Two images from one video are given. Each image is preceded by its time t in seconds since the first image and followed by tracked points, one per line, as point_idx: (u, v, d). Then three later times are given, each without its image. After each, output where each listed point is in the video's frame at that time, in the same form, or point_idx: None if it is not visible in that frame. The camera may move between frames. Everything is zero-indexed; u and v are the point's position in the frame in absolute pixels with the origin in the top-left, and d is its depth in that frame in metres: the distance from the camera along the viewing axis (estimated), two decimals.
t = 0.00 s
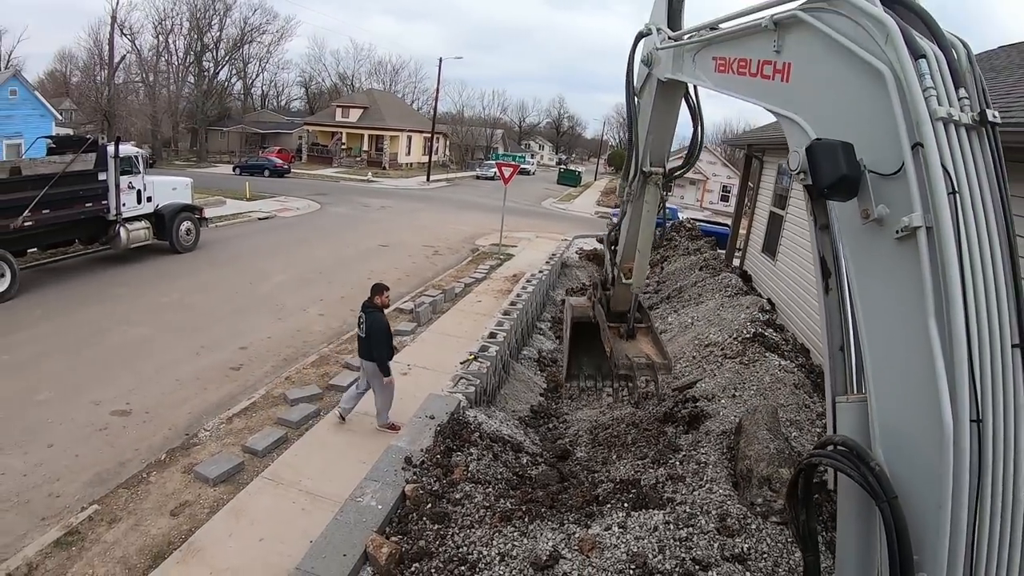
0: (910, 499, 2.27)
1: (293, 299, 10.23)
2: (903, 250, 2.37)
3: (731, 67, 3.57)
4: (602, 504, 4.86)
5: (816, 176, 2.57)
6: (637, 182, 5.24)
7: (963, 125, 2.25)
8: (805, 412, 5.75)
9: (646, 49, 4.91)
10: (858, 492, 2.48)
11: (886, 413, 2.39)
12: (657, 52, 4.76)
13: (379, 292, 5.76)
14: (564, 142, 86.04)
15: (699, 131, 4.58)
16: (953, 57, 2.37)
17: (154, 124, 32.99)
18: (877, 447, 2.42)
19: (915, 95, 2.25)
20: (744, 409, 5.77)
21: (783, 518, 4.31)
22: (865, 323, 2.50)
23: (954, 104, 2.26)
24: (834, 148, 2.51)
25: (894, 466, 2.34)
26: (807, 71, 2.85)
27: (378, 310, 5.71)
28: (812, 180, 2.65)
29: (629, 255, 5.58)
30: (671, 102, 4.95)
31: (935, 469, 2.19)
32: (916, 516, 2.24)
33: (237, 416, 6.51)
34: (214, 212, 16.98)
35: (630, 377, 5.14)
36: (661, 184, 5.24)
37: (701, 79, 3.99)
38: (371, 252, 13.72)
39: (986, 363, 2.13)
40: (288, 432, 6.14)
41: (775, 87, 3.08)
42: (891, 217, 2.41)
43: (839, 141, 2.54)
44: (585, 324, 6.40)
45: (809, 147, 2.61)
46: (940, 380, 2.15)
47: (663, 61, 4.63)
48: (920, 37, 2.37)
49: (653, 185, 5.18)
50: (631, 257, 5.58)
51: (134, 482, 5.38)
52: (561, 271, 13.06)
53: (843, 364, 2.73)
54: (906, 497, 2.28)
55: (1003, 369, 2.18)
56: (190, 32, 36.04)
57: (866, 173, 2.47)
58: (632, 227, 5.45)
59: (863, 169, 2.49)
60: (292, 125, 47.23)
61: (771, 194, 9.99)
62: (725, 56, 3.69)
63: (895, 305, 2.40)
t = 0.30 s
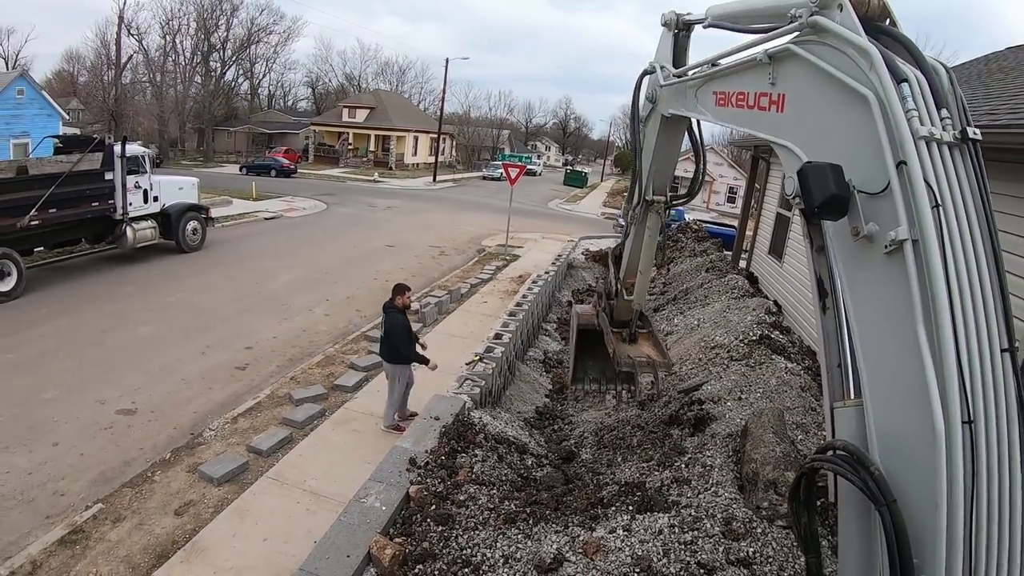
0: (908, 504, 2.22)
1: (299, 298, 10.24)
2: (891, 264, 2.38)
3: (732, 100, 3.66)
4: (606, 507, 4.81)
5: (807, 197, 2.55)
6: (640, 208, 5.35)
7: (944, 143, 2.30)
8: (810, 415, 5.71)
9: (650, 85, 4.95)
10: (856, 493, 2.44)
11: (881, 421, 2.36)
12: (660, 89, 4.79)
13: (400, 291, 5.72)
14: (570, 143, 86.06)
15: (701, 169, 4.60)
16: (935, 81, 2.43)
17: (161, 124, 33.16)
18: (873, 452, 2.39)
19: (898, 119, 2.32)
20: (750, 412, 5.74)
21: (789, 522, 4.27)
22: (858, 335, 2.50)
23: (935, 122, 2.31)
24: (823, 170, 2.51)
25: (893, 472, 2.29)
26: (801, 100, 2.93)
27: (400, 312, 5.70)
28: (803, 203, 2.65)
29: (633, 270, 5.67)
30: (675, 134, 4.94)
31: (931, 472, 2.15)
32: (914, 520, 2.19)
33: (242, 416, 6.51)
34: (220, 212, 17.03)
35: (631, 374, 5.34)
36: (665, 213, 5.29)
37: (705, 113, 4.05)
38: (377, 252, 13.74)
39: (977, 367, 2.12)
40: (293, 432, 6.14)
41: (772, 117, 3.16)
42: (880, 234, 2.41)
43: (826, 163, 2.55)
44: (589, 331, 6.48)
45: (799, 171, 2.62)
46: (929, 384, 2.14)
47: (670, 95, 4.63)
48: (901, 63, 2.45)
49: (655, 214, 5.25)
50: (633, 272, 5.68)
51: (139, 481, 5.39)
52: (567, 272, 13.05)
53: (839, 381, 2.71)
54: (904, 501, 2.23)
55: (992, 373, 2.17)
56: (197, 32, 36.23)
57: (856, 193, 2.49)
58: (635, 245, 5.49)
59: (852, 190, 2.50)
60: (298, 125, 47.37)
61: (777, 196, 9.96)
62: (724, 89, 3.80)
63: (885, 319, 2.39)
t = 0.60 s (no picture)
0: (900, 505, 2.19)
1: (303, 298, 10.27)
2: (874, 274, 2.40)
3: (723, 131, 3.77)
4: (611, 507, 4.82)
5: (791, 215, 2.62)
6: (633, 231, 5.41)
7: (921, 159, 2.33)
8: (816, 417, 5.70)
9: (645, 119, 5.04)
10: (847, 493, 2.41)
11: (869, 426, 2.36)
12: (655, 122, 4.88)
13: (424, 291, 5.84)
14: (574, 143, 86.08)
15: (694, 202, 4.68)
16: (910, 102, 2.49)
17: (166, 124, 33.28)
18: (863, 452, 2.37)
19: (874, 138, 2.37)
20: (754, 413, 5.73)
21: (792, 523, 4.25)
22: (846, 343, 2.52)
23: (911, 140, 2.34)
24: (805, 190, 2.58)
25: (885, 473, 2.27)
26: (787, 126, 3.02)
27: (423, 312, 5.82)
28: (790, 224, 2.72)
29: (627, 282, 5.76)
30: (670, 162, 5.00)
31: (919, 471, 2.13)
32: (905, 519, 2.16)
33: (246, 415, 6.53)
34: (225, 212, 17.08)
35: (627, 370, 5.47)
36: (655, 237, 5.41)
37: (699, 143, 4.15)
38: (381, 252, 13.77)
39: (957, 366, 2.12)
40: (297, 432, 6.15)
41: (761, 144, 3.27)
42: (861, 248, 2.45)
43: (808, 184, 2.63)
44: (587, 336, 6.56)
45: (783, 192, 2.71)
46: (912, 387, 2.14)
47: (664, 127, 4.69)
48: (876, 85, 2.53)
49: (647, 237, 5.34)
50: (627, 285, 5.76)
51: (143, 479, 5.41)
52: (572, 272, 13.06)
53: (830, 392, 2.73)
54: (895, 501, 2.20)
55: (976, 376, 2.16)
56: (202, 32, 36.34)
57: (837, 211, 2.55)
58: (629, 260, 5.60)
59: (834, 208, 2.57)
60: (303, 125, 47.47)
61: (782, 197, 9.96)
62: (715, 119, 3.91)
63: (867, 333, 2.43)
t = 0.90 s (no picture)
0: (890, 506, 2.16)
1: (308, 298, 10.30)
2: (856, 285, 2.39)
3: (713, 157, 3.78)
4: (615, 507, 4.82)
5: (775, 232, 2.63)
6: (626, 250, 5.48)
7: (898, 175, 2.36)
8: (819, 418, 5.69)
9: (640, 148, 5.10)
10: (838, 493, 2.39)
11: (856, 431, 2.35)
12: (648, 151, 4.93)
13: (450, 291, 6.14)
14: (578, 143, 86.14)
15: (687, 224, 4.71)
16: (887, 121, 2.52)
17: (172, 123, 33.41)
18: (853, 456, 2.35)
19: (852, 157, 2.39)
20: (758, 413, 5.72)
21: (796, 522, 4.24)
22: (833, 349, 2.51)
23: (887, 156, 2.37)
24: (789, 209, 2.61)
25: (876, 475, 2.25)
26: (771, 152, 3.02)
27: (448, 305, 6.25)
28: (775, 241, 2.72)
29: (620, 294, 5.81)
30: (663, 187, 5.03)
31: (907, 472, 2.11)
32: (897, 520, 2.13)
33: (251, 414, 6.56)
34: (230, 211, 17.13)
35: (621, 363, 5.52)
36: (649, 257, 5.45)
37: (693, 173, 4.14)
38: (386, 252, 13.80)
39: (939, 368, 2.11)
40: (302, 431, 6.17)
41: (749, 169, 3.26)
42: (844, 261, 2.45)
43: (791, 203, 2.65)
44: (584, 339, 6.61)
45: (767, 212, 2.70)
46: (894, 390, 2.13)
47: (659, 157, 4.73)
48: (854, 106, 2.55)
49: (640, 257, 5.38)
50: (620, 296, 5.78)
51: (148, 478, 5.43)
52: (577, 272, 13.07)
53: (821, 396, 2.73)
54: (886, 501, 2.18)
55: (958, 378, 2.15)
56: (207, 32, 36.45)
57: (819, 227, 2.56)
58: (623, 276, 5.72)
59: (816, 223, 2.57)
60: (308, 125, 47.62)
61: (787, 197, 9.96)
62: (707, 147, 3.93)
63: (852, 340, 2.42)
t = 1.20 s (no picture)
0: (885, 509, 2.15)
1: (311, 297, 10.31)
2: (846, 299, 2.41)
3: (709, 185, 3.85)
4: (618, 507, 4.82)
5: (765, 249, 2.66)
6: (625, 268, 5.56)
7: (883, 192, 2.39)
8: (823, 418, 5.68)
9: (640, 178, 5.20)
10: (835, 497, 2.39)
11: (851, 438, 2.35)
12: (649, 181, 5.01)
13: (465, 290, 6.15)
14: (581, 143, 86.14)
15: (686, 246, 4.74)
16: (873, 142, 2.57)
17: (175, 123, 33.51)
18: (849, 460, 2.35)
19: (840, 176, 2.45)
20: (762, 413, 5.72)
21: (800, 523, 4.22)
22: (826, 357, 2.52)
23: (872, 175, 2.42)
24: (779, 228, 2.63)
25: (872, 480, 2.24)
26: (764, 176, 3.10)
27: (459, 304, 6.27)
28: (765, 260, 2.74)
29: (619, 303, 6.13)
30: (664, 213, 5.08)
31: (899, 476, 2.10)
32: (892, 523, 2.12)
33: (254, 414, 6.56)
34: (234, 212, 17.16)
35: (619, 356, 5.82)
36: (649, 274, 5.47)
37: (689, 201, 4.20)
38: (390, 252, 13.82)
39: (928, 374, 2.11)
40: (306, 431, 6.18)
41: (742, 195, 3.34)
42: (833, 275, 2.48)
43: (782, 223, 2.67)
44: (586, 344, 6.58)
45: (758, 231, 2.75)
46: (884, 396, 2.13)
47: (659, 187, 4.82)
48: (840, 129, 2.62)
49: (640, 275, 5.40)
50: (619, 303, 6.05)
51: (151, 477, 5.44)
52: (581, 272, 13.07)
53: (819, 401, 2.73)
54: (881, 504, 2.17)
55: (947, 384, 2.14)
56: (211, 32, 36.53)
57: (810, 245, 2.61)
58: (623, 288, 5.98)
59: (808, 242, 2.62)
60: (311, 125, 47.72)
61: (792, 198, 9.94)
62: (703, 174, 4.01)
63: (844, 348, 2.43)
